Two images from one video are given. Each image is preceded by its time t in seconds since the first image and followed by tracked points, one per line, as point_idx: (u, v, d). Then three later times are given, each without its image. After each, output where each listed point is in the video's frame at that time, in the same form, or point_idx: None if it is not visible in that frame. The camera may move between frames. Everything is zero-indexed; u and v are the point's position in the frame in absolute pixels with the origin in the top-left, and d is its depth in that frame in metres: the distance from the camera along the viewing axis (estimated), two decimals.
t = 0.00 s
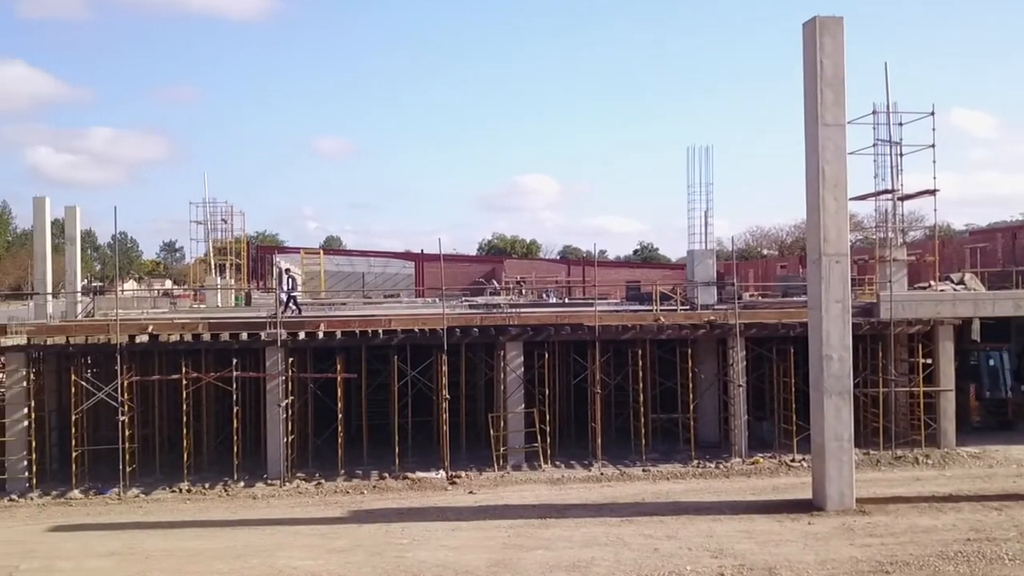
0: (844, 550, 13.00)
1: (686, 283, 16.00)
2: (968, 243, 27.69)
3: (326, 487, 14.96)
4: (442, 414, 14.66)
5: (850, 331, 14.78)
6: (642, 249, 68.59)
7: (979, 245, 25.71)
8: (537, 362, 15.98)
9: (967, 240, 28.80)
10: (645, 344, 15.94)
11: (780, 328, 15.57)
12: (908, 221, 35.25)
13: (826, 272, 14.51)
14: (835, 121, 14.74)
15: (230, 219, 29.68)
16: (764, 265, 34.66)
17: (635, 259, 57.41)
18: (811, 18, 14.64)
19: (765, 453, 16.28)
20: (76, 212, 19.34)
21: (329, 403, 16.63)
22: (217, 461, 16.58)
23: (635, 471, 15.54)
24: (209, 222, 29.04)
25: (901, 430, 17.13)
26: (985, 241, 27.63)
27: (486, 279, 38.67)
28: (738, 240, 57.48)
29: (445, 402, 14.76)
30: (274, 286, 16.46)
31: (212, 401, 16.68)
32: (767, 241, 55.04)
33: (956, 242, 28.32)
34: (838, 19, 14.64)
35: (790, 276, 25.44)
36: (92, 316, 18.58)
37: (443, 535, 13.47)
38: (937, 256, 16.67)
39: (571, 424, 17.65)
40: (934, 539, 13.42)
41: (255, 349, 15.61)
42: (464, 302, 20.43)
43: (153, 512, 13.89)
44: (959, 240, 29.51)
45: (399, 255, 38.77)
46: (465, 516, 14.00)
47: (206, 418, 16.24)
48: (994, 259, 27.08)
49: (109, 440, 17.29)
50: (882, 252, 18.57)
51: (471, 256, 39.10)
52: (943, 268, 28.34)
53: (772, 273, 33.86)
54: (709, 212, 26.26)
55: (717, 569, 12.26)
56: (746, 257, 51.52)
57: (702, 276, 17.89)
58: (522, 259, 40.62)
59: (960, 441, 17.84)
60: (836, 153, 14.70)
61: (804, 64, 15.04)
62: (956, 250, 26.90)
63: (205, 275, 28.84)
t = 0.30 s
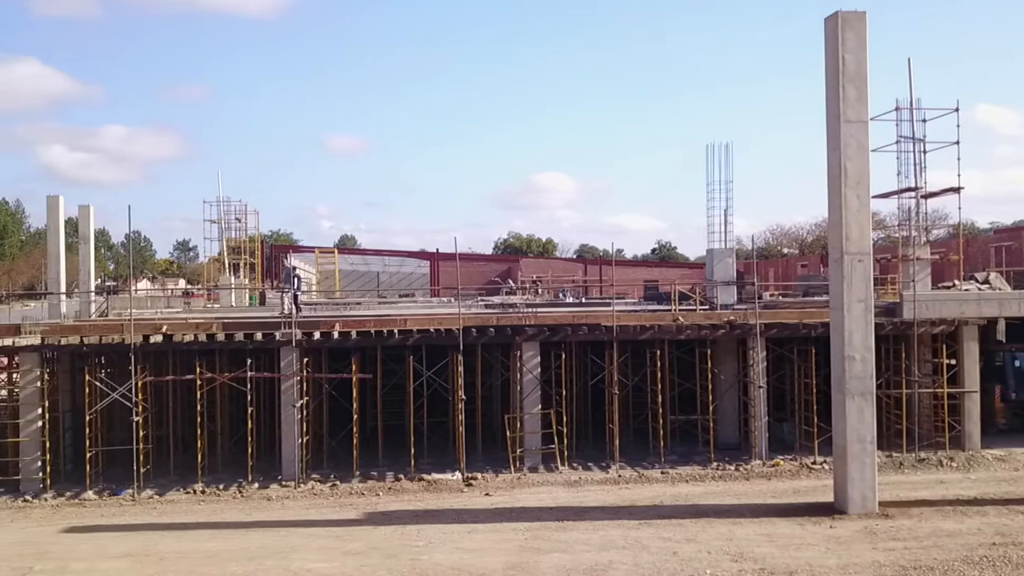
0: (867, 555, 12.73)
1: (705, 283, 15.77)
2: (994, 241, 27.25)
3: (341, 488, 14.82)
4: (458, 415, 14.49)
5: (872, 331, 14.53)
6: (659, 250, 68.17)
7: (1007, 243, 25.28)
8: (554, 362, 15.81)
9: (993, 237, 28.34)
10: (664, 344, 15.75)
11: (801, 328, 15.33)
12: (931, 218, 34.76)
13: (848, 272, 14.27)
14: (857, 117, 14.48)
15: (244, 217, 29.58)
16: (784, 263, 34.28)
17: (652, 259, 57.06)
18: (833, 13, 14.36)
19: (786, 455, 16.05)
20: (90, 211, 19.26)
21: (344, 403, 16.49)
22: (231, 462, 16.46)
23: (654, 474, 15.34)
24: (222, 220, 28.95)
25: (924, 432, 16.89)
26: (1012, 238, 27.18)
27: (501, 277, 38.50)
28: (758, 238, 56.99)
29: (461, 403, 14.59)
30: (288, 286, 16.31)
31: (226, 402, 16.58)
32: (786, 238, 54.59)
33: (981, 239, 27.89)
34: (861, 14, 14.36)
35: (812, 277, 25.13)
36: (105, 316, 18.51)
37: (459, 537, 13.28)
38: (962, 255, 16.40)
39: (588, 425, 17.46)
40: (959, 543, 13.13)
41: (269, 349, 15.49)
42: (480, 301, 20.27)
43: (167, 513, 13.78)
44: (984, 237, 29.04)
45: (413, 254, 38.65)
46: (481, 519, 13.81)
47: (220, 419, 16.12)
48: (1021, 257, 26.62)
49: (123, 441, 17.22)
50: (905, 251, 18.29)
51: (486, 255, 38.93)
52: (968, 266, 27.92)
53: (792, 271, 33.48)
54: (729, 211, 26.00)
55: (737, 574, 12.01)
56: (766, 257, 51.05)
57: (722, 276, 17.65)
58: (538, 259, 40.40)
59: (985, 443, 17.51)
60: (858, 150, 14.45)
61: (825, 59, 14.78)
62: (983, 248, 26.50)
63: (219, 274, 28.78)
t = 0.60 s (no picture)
0: (885, 558, 12.45)
1: (720, 282, 15.54)
2: (1015, 240, 26.88)
3: (351, 490, 14.68)
4: (470, 417, 14.33)
5: (890, 331, 14.29)
6: (673, 248, 67.83)
7: None
8: (566, 363, 15.64)
9: (1013, 236, 27.96)
10: (677, 345, 15.57)
11: (818, 328, 15.11)
12: (951, 216, 34.30)
13: (865, 271, 14.04)
14: (875, 114, 14.24)
15: (253, 216, 29.48)
16: (800, 262, 33.93)
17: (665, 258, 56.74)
18: (850, 8, 14.12)
19: (802, 458, 15.84)
20: (98, 210, 19.16)
21: (354, 405, 16.36)
22: (241, 464, 16.34)
23: (668, 476, 15.15)
24: (232, 219, 28.85)
25: (943, 434, 16.67)
26: None
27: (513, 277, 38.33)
28: (775, 237, 56.56)
29: (473, 404, 14.43)
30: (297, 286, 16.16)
31: (236, 403, 16.46)
32: (801, 237, 54.17)
33: (1002, 238, 27.53)
34: (878, 9, 14.11)
35: (829, 276, 24.84)
36: (114, 316, 18.40)
37: (470, 540, 13.07)
38: (982, 254, 16.16)
39: (601, 427, 17.28)
40: (978, 547, 12.85)
41: (279, 350, 15.37)
42: (491, 301, 20.12)
43: (176, 515, 13.66)
44: (1005, 236, 28.65)
45: (424, 253, 38.52)
46: (493, 521, 13.62)
47: (230, 420, 16.01)
48: None
49: (131, 441, 17.10)
50: (924, 250, 18.05)
51: (497, 254, 38.76)
52: (988, 265, 27.55)
53: (808, 271, 33.16)
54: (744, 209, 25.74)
55: None
56: (780, 256, 50.70)
57: (737, 276, 17.40)
58: (549, 257, 40.19)
59: (1006, 445, 17.23)
60: (875, 148, 14.22)
61: (842, 56, 14.55)
62: (1004, 247, 26.15)
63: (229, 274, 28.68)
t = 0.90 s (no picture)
0: (903, 562, 12.15)
1: (735, 282, 15.36)
2: None
3: (361, 492, 14.52)
4: (481, 418, 14.15)
5: (908, 331, 14.04)
6: (687, 246, 67.51)
7: None
8: (578, 364, 15.47)
9: None
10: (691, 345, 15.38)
11: (834, 329, 14.88)
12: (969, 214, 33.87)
13: (882, 270, 13.81)
14: (892, 111, 13.99)
15: (262, 215, 29.37)
16: (816, 262, 33.66)
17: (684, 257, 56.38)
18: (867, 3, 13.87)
19: (818, 460, 15.64)
20: (106, 209, 19.06)
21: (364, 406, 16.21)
22: (250, 465, 16.21)
23: (681, 478, 14.95)
24: (240, 218, 28.74)
25: (962, 436, 16.45)
26: None
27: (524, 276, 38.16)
28: (790, 236, 56.18)
29: (484, 405, 14.25)
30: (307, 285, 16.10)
31: (244, 404, 16.34)
32: (816, 236, 53.76)
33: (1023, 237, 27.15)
34: (896, 3, 13.85)
35: (845, 275, 24.64)
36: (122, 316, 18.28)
37: (481, 543, 12.82)
38: (1001, 253, 15.92)
39: (614, 428, 17.10)
40: (998, 552, 12.54)
41: (288, 350, 15.25)
42: (502, 301, 19.96)
43: (185, 517, 13.52)
44: None
45: (433, 252, 38.36)
46: (504, 524, 13.41)
47: (239, 421, 15.89)
48: None
49: (139, 442, 16.98)
50: (942, 248, 17.81)
51: (508, 253, 38.58)
52: (1009, 265, 27.18)
53: (824, 270, 32.85)
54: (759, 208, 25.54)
55: None
56: (795, 255, 50.31)
57: (753, 276, 17.33)
58: (561, 256, 40.03)
59: None
60: (892, 145, 13.97)
61: (859, 52, 14.31)
62: None
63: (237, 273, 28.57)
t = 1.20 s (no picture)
0: (921, 567, 11.87)
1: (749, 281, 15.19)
2: None
3: (371, 494, 14.37)
4: (492, 419, 13.98)
5: (925, 331, 13.80)
6: (700, 245, 67.18)
7: None
8: (590, 365, 15.31)
9: None
10: (705, 346, 15.21)
11: (850, 329, 14.66)
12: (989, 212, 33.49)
13: (898, 270, 13.59)
14: (909, 108, 13.76)
15: (271, 214, 29.24)
16: (831, 261, 33.40)
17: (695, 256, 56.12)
18: None
19: (834, 463, 15.45)
20: (112, 207, 18.91)
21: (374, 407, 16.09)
22: (258, 467, 16.07)
23: (695, 481, 14.77)
24: (248, 217, 28.60)
25: (980, 438, 16.27)
26: None
27: (535, 276, 38.00)
28: (804, 235, 55.84)
29: (495, 406, 14.08)
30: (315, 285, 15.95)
31: (253, 404, 16.21)
32: (831, 235, 53.40)
33: None
34: None
35: (862, 275, 24.45)
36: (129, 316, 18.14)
37: (491, 546, 12.60)
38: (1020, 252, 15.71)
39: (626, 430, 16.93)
40: (1018, 556, 12.24)
41: (296, 350, 15.11)
42: (513, 300, 19.82)
43: (192, 519, 13.37)
44: None
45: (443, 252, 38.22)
46: (515, 527, 13.20)
47: (247, 423, 15.76)
48: None
49: (147, 443, 16.87)
50: (960, 247, 17.59)
51: (519, 252, 38.42)
52: None
53: (840, 270, 32.57)
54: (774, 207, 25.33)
55: None
56: (809, 254, 50.00)
57: (767, 275, 17.05)
58: (572, 255, 39.85)
59: None
60: (910, 143, 13.75)
61: (875, 48, 14.08)
62: None
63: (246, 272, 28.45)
